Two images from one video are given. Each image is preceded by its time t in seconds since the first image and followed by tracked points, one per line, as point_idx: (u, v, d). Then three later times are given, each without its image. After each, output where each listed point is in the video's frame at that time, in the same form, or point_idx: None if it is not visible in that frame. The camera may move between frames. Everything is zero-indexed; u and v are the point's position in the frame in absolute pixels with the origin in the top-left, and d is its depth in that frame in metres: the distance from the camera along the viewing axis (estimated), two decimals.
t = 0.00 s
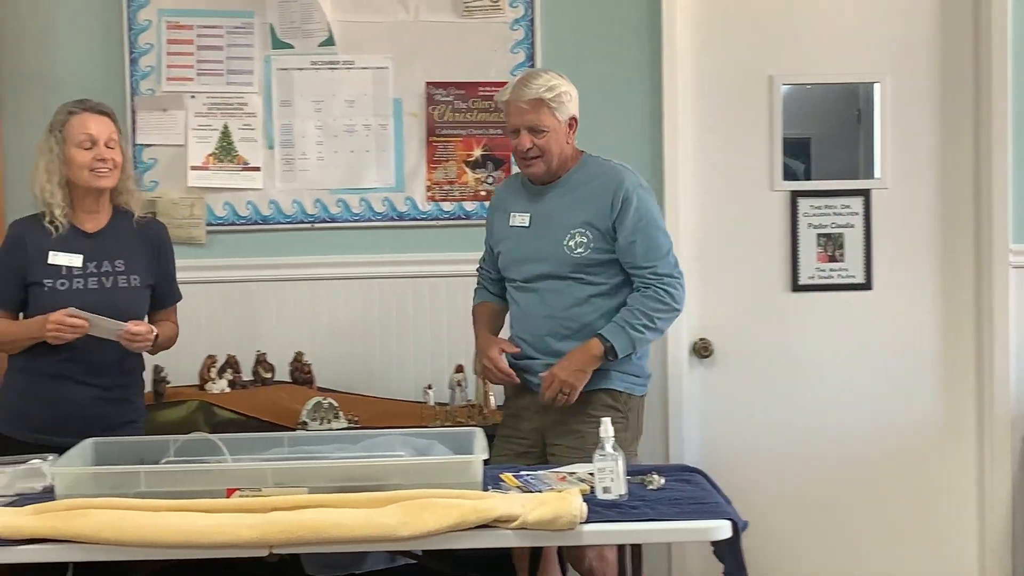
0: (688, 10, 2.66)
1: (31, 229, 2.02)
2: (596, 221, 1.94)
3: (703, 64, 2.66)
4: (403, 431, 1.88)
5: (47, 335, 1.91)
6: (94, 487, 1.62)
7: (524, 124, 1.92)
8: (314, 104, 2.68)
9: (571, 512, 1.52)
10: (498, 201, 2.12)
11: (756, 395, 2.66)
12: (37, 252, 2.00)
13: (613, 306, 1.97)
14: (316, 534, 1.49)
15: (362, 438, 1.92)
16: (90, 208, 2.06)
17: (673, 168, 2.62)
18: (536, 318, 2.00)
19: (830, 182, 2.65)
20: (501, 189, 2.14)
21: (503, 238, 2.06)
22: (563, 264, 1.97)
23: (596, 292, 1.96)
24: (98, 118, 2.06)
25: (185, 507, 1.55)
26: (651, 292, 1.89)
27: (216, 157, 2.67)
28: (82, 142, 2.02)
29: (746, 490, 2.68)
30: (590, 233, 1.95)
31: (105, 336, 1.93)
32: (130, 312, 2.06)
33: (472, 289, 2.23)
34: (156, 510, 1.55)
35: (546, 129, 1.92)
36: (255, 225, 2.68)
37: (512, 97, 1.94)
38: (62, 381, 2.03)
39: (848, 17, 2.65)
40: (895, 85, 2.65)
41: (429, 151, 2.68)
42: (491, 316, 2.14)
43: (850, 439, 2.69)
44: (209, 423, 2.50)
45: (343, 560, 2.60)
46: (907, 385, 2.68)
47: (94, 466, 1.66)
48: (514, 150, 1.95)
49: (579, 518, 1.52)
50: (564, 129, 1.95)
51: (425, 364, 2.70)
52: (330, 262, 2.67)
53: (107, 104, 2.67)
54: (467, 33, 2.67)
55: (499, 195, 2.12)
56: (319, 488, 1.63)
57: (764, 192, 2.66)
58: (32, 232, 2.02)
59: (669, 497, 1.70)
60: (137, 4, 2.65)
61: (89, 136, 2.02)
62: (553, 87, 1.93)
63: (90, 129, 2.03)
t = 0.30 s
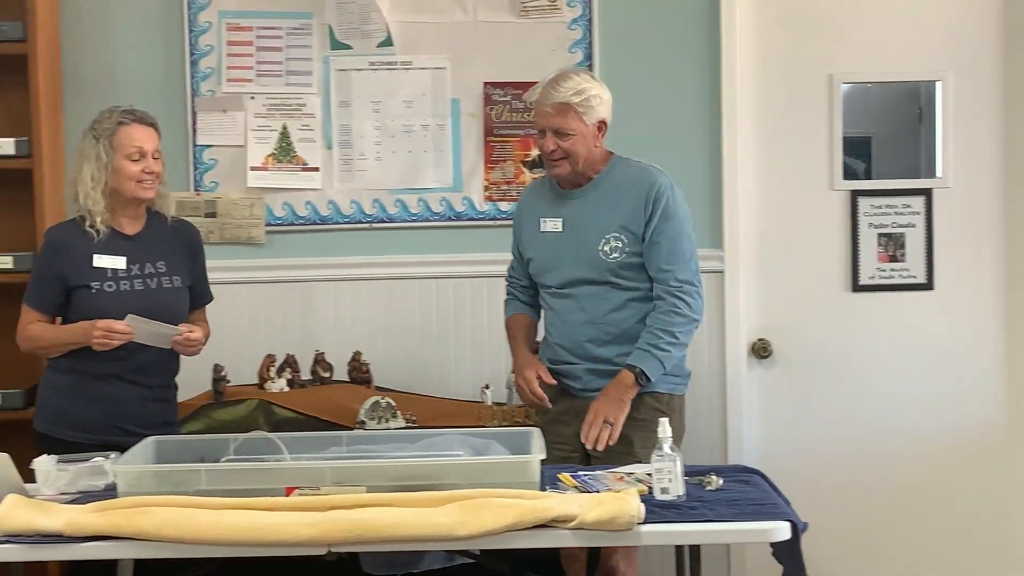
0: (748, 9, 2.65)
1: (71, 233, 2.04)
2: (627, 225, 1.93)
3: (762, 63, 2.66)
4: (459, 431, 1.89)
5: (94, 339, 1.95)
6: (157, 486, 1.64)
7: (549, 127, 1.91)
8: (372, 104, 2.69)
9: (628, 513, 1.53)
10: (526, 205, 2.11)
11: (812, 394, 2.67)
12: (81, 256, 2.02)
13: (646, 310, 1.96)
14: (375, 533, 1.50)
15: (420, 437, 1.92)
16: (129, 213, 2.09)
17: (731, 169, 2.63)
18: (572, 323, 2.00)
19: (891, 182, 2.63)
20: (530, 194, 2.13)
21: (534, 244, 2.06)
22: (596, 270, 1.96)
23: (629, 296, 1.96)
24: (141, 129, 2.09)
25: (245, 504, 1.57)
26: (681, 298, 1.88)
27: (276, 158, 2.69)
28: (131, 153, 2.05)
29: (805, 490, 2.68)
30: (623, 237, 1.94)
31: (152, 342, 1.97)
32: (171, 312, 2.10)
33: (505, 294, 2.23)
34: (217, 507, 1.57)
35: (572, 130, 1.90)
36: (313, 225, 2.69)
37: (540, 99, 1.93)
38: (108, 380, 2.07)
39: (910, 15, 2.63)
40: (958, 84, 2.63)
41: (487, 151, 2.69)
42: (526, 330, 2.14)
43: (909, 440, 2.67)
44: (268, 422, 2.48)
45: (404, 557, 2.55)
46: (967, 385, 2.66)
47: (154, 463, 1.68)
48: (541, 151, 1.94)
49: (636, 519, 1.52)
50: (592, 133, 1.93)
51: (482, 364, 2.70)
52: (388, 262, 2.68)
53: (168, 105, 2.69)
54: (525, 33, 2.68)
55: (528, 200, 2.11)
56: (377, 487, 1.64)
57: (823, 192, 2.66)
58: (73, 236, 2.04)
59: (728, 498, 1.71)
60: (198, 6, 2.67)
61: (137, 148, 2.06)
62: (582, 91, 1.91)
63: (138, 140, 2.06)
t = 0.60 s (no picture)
0: (801, 9, 2.66)
1: (118, 232, 2.07)
2: (665, 228, 1.88)
3: (817, 65, 2.67)
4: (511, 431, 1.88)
5: (145, 335, 1.97)
6: (210, 484, 1.64)
7: (589, 128, 1.87)
8: (425, 104, 2.70)
9: (680, 514, 1.50)
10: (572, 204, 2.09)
11: (865, 394, 2.67)
12: (127, 253, 2.04)
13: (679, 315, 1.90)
14: (426, 532, 1.49)
15: (470, 437, 1.91)
16: (173, 212, 2.11)
17: (785, 169, 2.63)
18: (609, 325, 1.97)
19: (946, 181, 2.63)
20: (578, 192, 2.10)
21: (577, 243, 2.03)
22: (631, 271, 1.92)
23: (665, 300, 1.91)
24: (188, 131, 2.11)
25: (296, 502, 1.56)
26: (709, 306, 1.81)
27: (329, 158, 2.70)
28: (176, 154, 2.06)
29: (858, 489, 2.68)
30: (661, 239, 1.89)
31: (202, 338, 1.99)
32: (217, 307, 2.12)
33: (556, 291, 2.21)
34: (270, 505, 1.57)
35: (611, 132, 1.85)
36: (366, 225, 2.70)
37: (582, 99, 1.88)
38: (156, 376, 2.08)
39: (966, 14, 2.63)
40: (1014, 82, 2.62)
41: (539, 151, 2.69)
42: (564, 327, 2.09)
43: (963, 440, 2.66)
44: (321, 422, 2.48)
45: (455, 557, 2.49)
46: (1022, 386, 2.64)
47: (208, 462, 1.68)
48: (581, 151, 1.90)
49: (689, 519, 1.50)
50: (633, 135, 1.86)
51: (534, 364, 2.70)
52: (441, 262, 2.69)
53: (222, 105, 2.71)
54: (578, 33, 2.68)
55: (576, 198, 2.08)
56: (428, 486, 1.64)
57: (878, 191, 2.66)
58: (119, 234, 2.06)
59: (783, 499, 1.66)
60: (253, 7, 2.68)
61: (181, 149, 2.07)
62: (626, 93, 1.84)
63: (183, 141, 2.07)
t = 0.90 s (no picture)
0: (848, 8, 2.65)
1: (158, 232, 2.08)
2: (707, 228, 1.84)
3: (863, 64, 2.65)
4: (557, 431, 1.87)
5: (176, 335, 1.99)
6: (255, 483, 1.64)
7: (622, 131, 1.84)
8: (469, 104, 2.70)
9: (726, 514, 1.49)
10: (605, 206, 2.04)
11: (910, 394, 2.66)
12: (165, 252, 2.06)
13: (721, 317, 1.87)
14: (470, 531, 1.48)
15: (514, 436, 1.88)
16: (214, 213, 2.12)
17: (831, 168, 2.62)
18: (648, 327, 1.92)
19: (995, 181, 2.61)
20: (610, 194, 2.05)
21: (613, 243, 1.99)
22: (671, 272, 1.88)
23: (707, 302, 1.87)
24: (228, 133, 2.12)
25: (340, 502, 1.56)
26: (756, 307, 1.79)
27: (374, 158, 2.70)
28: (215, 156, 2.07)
29: (904, 490, 2.67)
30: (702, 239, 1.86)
31: (232, 339, 2.00)
32: (256, 307, 2.12)
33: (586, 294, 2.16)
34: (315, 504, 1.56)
35: (644, 135, 1.82)
36: (410, 225, 2.71)
37: (614, 101, 1.85)
38: (197, 375, 2.08)
39: (1015, 12, 2.61)
40: None
41: (583, 150, 2.69)
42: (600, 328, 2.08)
43: (1012, 441, 2.64)
44: (366, 421, 2.49)
45: (500, 557, 2.42)
46: None
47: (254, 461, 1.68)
48: (613, 153, 1.87)
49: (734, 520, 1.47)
50: (667, 138, 1.84)
51: (579, 364, 2.70)
52: (486, 261, 2.69)
53: (267, 106, 2.73)
54: (623, 32, 2.67)
55: (609, 199, 2.03)
56: (472, 486, 1.63)
57: (926, 190, 2.65)
58: (158, 234, 2.08)
59: (828, 500, 1.64)
60: (298, 8, 2.69)
61: (220, 151, 2.07)
62: (659, 95, 1.81)
63: (223, 144, 2.08)
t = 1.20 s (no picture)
0: (886, 7, 2.64)
1: (191, 231, 2.09)
2: (728, 229, 1.83)
3: (901, 64, 2.64)
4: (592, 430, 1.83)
5: (206, 332, 1.99)
6: (291, 482, 1.61)
7: (630, 138, 1.80)
8: (505, 104, 2.70)
9: (762, 514, 1.45)
10: (606, 213, 1.99)
11: (946, 394, 2.67)
12: (198, 249, 2.06)
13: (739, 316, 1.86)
14: (505, 531, 1.46)
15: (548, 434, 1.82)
16: (250, 214, 2.10)
17: (869, 169, 2.62)
18: (668, 331, 1.87)
19: None
20: (611, 198, 2.00)
21: (623, 248, 1.93)
22: (691, 275, 1.85)
23: (728, 303, 1.84)
24: (262, 132, 2.10)
25: (374, 501, 1.53)
26: (777, 305, 1.78)
27: (410, 158, 2.71)
28: (248, 157, 2.05)
29: (943, 490, 2.68)
30: (721, 240, 1.84)
31: (262, 336, 2.00)
32: (288, 304, 2.09)
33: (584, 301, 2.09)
34: (348, 504, 1.54)
35: (655, 142, 1.78)
36: (446, 225, 2.71)
37: (623, 108, 1.80)
38: (230, 374, 2.07)
39: None
40: None
41: (619, 151, 2.69)
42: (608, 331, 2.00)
43: None
44: (401, 421, 2.47)
45: (533, 557, 2.16)
46: None
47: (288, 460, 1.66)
48: (623, 161, 1.83)
49: (772, 521, 1.44)
50: (676, 142, 1.80)
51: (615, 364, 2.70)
52: (522, 261, 2.69)
53: (304, 106, 2.73)
54: (659, 32, 2.66)
55: (613, 203, 1.98)
56: (508, 486, 1.60)
57: (965, 190, 2.64)
58: (192, 232, 2.10)
59: (865, 501, 1.59)
60: (335, 8, 2.70)
61: (254, 152, 2.06)
62: (668, 101, 1.77)
63: (257, 145, 2.06)
